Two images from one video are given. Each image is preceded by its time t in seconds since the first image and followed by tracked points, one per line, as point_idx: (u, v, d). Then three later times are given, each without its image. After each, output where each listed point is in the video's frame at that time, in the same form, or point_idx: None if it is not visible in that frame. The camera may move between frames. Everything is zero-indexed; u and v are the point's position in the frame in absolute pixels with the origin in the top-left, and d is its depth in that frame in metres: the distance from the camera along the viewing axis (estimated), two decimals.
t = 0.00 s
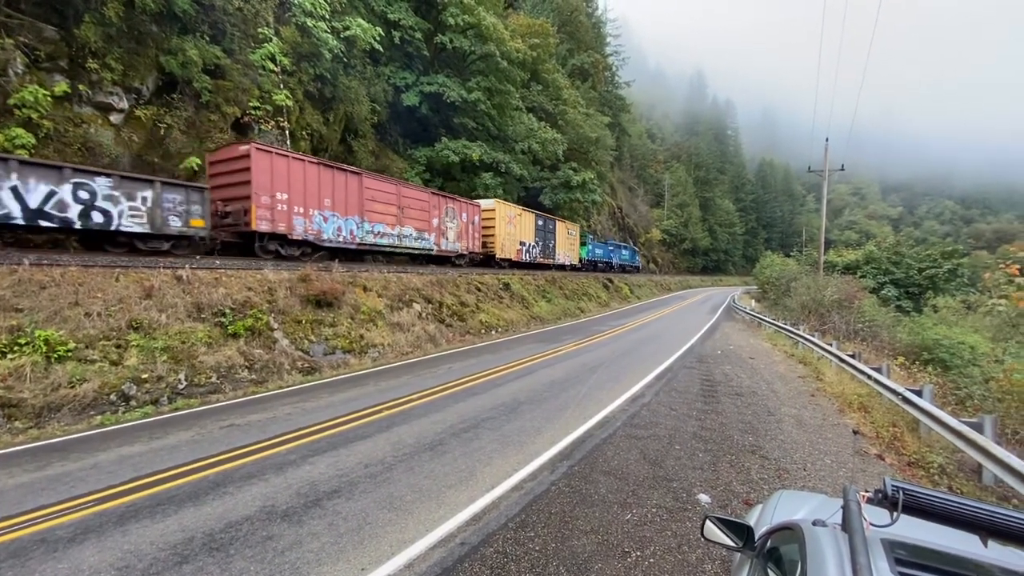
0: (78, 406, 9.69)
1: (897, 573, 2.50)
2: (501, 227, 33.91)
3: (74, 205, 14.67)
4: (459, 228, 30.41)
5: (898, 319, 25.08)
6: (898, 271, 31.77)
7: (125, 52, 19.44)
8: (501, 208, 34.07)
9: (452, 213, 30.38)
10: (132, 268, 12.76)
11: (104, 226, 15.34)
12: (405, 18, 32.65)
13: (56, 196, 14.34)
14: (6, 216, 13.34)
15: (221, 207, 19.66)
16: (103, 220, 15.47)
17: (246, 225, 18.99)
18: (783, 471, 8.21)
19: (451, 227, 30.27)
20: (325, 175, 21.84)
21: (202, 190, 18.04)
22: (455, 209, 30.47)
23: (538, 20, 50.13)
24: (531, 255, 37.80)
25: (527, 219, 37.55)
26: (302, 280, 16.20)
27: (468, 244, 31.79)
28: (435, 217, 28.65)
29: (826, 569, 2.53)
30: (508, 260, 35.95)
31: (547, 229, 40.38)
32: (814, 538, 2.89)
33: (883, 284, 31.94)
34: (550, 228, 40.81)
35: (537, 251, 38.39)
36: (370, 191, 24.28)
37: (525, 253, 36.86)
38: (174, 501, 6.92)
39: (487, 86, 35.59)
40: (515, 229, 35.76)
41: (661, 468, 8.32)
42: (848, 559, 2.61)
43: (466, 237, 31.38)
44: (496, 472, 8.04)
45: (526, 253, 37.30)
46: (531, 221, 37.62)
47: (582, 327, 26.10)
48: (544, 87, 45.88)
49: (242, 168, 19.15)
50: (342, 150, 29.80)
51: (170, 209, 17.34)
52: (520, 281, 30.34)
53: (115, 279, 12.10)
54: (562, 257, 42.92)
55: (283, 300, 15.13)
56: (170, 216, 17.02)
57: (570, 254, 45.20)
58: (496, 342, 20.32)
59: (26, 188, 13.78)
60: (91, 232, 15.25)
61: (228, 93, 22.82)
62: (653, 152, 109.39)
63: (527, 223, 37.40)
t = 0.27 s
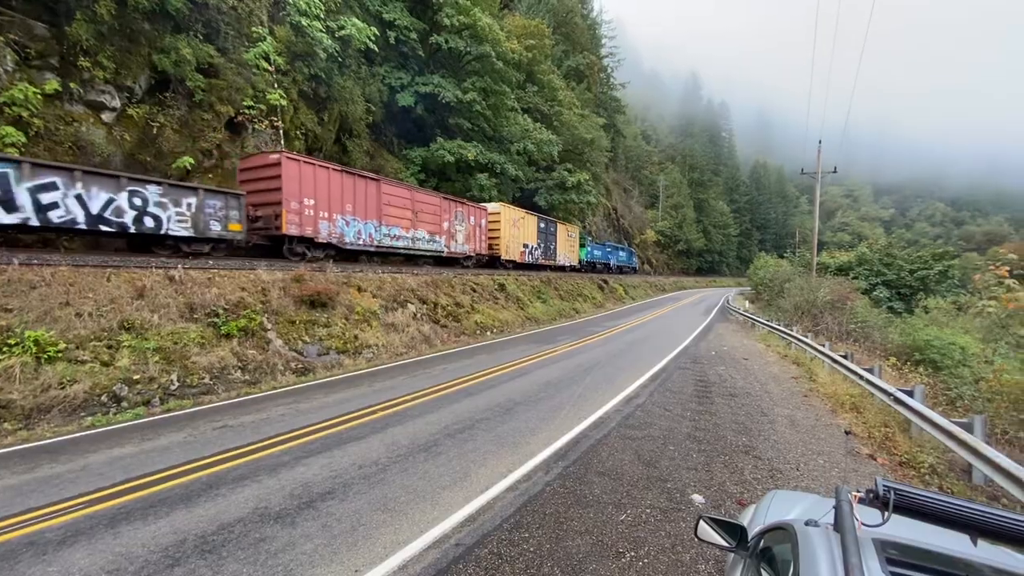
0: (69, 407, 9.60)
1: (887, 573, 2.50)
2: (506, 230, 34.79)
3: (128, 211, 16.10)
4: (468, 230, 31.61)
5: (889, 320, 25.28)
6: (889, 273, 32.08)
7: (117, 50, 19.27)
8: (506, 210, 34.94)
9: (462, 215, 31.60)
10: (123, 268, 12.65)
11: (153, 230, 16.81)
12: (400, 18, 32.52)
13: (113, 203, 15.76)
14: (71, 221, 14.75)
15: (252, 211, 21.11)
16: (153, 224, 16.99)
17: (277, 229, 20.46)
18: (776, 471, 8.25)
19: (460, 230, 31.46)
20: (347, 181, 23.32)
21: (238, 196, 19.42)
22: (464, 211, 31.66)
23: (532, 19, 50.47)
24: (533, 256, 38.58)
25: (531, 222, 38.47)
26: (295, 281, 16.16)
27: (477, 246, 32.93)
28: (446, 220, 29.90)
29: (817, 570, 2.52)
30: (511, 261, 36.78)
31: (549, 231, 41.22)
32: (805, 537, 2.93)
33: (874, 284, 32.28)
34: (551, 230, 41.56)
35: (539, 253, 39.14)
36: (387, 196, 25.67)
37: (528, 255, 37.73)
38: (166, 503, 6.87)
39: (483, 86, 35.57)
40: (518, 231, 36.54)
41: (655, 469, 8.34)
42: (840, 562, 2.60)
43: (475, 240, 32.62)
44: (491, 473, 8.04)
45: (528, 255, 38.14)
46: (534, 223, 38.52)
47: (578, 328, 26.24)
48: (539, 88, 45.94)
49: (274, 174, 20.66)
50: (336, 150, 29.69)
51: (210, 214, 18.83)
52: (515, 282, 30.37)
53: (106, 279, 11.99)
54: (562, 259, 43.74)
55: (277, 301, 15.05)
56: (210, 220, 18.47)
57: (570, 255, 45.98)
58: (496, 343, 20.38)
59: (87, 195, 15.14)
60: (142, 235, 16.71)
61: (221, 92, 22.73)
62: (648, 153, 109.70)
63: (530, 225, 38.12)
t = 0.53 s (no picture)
0: None
1: None
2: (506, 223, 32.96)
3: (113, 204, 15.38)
4: (466, 224, 29.92)
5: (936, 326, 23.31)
6: (936, 271, 30.58)
7: (43, 11, 17.59)
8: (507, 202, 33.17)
9: (460, 207, 29.91)
10: (52, 265, 11.16)
11: (139, 224, 16.06)
12: None
13: (98, 196, 15.10)
14: (55, 214, 14.13)
15: (237, 204, 20.17)
16: (139, 218, 16.17)
17: (265, 223, 19.62)
18: (807, 500, 6.99)
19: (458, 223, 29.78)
20: (338, 171, 22.16)
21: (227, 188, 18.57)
22: (462, 202, 29.90)
23: None
24: (536, 252, 36.94)
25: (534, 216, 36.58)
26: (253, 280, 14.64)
27: (476, 241, 31.20)
28: (443, 213, 28.30)
29: None
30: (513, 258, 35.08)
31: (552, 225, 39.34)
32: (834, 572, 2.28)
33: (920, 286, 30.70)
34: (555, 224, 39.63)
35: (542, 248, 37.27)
36: (381, 187, 24.41)
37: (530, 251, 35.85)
38: (98, 539, 5.46)
39: (470, 56, 34.06)
40: (521, 225, 34.88)
41: (669, 497, 7.02)
42: None
43: (473, 235, 30.98)
44: (482, 502, 6.71)
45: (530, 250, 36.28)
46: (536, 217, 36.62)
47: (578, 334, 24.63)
48: (537, 58, 44.39)
49: (261, 164, 19.75)
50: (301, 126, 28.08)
51: (198, 207, 17.99)
52: (509, 282, 28.84)
53: (31, 279, 10.49)
54: (567, 254, 42.00)
55: (232, 303, 13.50)
56: (198, 215, 17.69)
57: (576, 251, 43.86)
58: (485, 351, 19.17)
59: (71, 186, 14.52)
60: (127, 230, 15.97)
61: (168, 60, 21.00)
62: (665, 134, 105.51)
63: (534, 218, 36.43)
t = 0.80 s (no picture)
0: None
1: None
2: (505, 214, 29.81)
3: (82, 193, 13.94)
4: (459, 215, 26.75)
5: (999, 334, 21.37)
6: (1001, 270, 28.78)
7: None
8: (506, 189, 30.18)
9: (455, 197, 26.86)
10: None
11: (110, 216, 14.51)
12: None
13: (66, 184, 13.71)
14: (23, 205, 12.90)
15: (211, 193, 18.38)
16: (109, 210, 14.54)
17: (242, 213, 17.92)
18: (850, 542, 5.66)
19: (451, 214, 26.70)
20: (321, 157, 20.17)
21: (203, 176, 16.82)
22: (456, 190, 26.86)
23: None
24: (538, 247, 32.93)
25: (535, 206, 32.79)
26: (186, 280, 12.72)
27: (469, 236, 27.87)
28: (434, 203, 25.45)
29: None
30: (513, 254, 31.39)
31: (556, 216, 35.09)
32: None
33: (982, 287, 28.71)
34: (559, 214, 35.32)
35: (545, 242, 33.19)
36: (367, 173, 22.15)
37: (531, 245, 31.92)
38: None
39: (451, 11, 31.19)
40: (521, 217, 31.07)
41: (687, 539, 5.69)
42: None
43: (467, 228, 27.63)
44: (458, 547, 5.42)
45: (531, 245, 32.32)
46: (537, 207, 32.73)
47: (580, 343, 21.79)
48: (530, 14, 41.84)
49: (237, 148, 18.09)
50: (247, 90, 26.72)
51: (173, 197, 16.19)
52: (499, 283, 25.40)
53: None
54: (574, 250, 37.28)
55: (160, 307, 11.62)
56: (172, 205, 15.95)
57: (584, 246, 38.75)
58: (470, 364, 16.77)
59: (39, 175, 13.22)
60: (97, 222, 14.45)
61: (82, 11, 19.65)
62: (682, 105, 87.81)
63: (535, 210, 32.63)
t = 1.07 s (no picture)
0: None
1: None
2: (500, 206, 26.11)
3: (64, 186, 12.82)
4: (453, 209, 23.82)
5: None
6: None
7: None
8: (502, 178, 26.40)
9: (449, 187, 23.84)
10: None
11: (90, 210, 13.30)
12: None
13: (47, 177, 12.58)
14: (4, 199, 11.92)
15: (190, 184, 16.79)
16: (89, 204, 13.28)
17: (224, 206, 16.32)
18: None
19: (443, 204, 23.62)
20: (307, 145, 18.26)
21: (185, 165, 15.33)
22: (451, 178, 24.00)
23: None
24: (537, 243, 28.55)
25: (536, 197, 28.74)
26: (116, 278, 9.71)
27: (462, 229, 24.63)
28: (426, 193, 22.62)
29: None
30: (510, 252, 27.50)
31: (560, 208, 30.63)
32: None
33: None
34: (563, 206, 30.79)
35: (546, 237, 28.75)
36: (356, 162, 19.96)
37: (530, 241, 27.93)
38: None
39: None
40: (517, 210, 27.08)
41: None
42: None
43: (459, 221, 24.34)
44: None
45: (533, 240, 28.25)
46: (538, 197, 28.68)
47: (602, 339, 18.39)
48: None
49: (219, 134, 16.52)
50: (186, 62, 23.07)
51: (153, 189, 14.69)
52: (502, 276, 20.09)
53: None
54: (578, 246, 31.60)
55: (85, 311, 8.90)
56: (154, 199, 14.56)
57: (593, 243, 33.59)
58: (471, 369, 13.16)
59: (18, 166, 12.15)
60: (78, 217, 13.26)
61: None
62: (689, 80, 70.85)
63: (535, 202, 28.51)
